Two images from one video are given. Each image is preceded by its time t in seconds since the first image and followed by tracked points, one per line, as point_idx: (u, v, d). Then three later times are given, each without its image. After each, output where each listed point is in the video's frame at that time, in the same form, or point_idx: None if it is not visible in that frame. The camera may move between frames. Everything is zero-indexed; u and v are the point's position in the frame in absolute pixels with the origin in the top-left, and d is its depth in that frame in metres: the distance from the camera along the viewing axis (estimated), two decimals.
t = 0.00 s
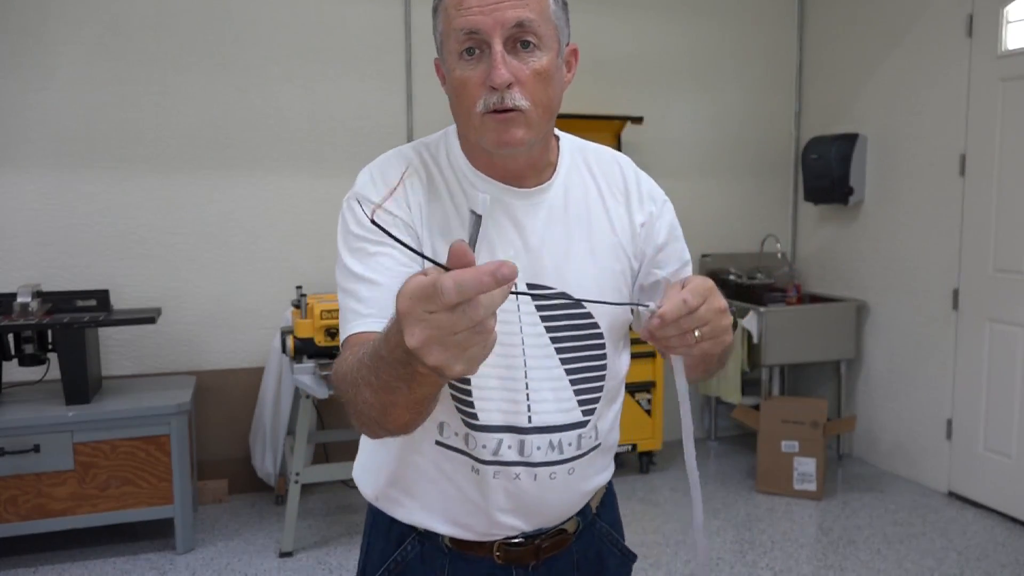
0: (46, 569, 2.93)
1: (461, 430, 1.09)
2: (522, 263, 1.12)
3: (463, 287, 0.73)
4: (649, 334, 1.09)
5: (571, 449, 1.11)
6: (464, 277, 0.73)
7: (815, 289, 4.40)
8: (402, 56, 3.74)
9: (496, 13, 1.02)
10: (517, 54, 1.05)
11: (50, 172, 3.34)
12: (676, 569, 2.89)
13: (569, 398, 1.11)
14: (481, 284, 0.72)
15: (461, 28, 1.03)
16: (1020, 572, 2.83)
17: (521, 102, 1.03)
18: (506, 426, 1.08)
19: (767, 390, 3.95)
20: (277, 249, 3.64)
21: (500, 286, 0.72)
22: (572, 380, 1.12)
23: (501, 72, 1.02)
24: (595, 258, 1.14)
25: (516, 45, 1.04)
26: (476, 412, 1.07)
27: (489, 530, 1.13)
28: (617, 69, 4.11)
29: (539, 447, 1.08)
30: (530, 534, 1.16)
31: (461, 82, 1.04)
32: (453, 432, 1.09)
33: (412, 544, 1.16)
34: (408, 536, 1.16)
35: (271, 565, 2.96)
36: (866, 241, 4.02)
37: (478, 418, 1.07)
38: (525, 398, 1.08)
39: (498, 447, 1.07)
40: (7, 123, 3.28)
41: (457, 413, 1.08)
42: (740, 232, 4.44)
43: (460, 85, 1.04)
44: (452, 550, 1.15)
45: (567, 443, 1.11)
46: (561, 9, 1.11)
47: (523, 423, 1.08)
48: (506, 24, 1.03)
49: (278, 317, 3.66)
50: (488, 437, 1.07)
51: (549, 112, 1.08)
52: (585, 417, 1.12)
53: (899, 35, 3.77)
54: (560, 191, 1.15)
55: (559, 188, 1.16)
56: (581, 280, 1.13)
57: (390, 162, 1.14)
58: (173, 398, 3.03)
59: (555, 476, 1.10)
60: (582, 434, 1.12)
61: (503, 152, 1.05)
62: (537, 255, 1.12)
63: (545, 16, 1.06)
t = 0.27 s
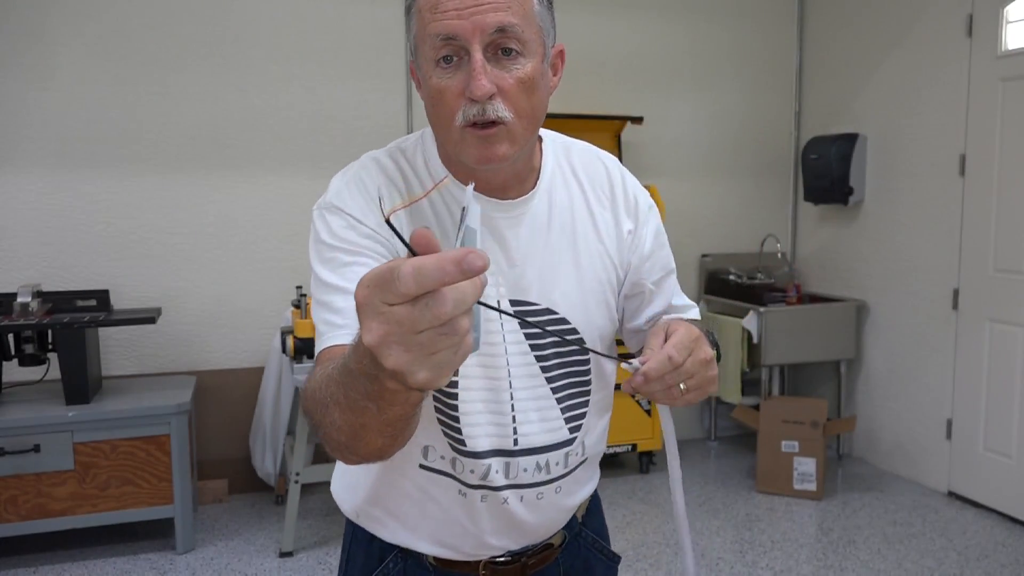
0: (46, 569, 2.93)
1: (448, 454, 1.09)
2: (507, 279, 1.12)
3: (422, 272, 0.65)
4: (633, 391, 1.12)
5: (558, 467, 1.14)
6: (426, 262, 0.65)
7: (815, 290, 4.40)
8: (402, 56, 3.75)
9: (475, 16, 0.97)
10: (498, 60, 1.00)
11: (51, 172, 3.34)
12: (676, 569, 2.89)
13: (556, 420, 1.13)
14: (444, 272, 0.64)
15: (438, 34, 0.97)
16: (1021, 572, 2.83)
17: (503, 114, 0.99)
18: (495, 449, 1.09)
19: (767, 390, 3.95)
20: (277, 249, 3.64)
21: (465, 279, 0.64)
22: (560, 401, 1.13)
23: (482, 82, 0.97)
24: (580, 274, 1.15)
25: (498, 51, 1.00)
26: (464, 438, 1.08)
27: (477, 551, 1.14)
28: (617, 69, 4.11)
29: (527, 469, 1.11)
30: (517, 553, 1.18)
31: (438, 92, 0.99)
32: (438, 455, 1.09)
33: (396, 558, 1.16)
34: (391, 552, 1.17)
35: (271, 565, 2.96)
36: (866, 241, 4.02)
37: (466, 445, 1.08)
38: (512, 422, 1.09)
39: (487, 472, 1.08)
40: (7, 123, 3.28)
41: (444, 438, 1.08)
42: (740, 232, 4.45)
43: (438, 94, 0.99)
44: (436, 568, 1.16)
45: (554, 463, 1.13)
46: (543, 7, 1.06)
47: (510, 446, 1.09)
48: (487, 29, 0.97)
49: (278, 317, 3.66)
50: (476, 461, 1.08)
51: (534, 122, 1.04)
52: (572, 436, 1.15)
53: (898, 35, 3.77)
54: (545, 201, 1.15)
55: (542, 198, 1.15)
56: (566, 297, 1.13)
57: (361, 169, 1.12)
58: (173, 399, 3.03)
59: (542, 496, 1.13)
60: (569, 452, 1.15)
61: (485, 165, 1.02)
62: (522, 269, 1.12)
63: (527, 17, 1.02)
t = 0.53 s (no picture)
0: (46, 569, 2.93)
1: (442, 478, 1.11)
2: (505, 299, 1.12)
3: (415, 270, 0.63)
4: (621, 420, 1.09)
5: (554, 490, 1.17)
6: (421, 262, 0.63)
7: (815, 290, 4.40)
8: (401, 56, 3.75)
9: (472, 23, 0.95)
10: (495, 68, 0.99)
11: (51, 172, 3.35)
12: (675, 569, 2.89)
13: (550, 445, 1.15)
14: (439, 275, 0.62)
15: (434, 41, 0.96)
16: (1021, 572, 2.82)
17: (501, 125, 0.99)
18: (489, 473, 1.12)
19: (767, 390, 3.95)
20: (276, 249, 3.64)
21: (459, 286, 0.62)
22: (556, 424, 1.16)
23: (478, 93, 0.96)
24: (579, 294, 1.16)
25: (496, 59, 0.99)
26: (459, 465, 1.10)
27: (470, 569, 1.18)
28: (616, 69, 4.11)
29: (521, 493, 1.14)
30: (510, 570, 1.21)
31: (434, 101, 0.98)
32: (432, 480, 1.11)
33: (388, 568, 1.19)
34: (383, 564, 1.19)
35: (271, 565, 2.96)
36: (866, 241, 4.03)
37: (461, 471, 1.10)
38: (507, 446, 1.12)
39: (481, 497, 1.11)
40: (7, 124, 3.29)
41: (439, 464, 1.10)
42: (740, 232, 4.45)
43: (433, 104, 0.98)
44: None
45: (549, 486, 1.16)
46: (545, 11, 1.04)
47: (504, 470, 1.12)
48: (484, 37, 0.96)
49: (278, 316, 3.67)
50: (470, 487, 1.11)
51: (533, 130, 1.04)
52: (568, 459, 1.18)
53: (899, 34, 3.77)
54: (545, 218, 1.15)
55: (543, 215, 1.15)
56: (565, 318, 1.14)
57: (353, 177, 1.12)
58: (174, 399, 3.03)
59: (536, 518, 1.16)
60: (565, 475, 1.18)
61: (481, 179, 1.01)
62: (519, 288, 1.12)
63: (527, 22, 1.00)
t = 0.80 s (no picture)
0: (46, 569, 2.93)
1: (445, 497, 1.12)
2: (509, 317, 1.13)
3: (402, 275, 0.62)
4: (585, 433, 1.02)
5: (558, 507, 1.18)
6: (408, 266, 0.62)
7: (815, 290, 4.40)
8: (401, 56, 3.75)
9: (478, 37, 0.94)
10: (500, 84, 0.98)
11: (51, 172, 3.34)
12: (675, 569, 2.89)
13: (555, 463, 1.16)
14: (430, 278, 0.62)
15: (438, 56, 0.95)
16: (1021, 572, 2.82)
17: (507, 143, 0.99)
18: (492, 491, 1.13)
19: (767, 391, 3.95)
20: (276, 248, 3.64)
21: (451, 288, 0.62)
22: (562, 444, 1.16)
23: (484, 111, 0.96)
24: (583, 313, 1.17)
25: (502, 74, 0.98)
26: (464, 484, 1.11)
27: None
28: (616, 68, 4.11)
29: (524, 511, 1.15)
30: None
31: (438, 117, 0.98)
32: (435, 498, 1.12)
33: None
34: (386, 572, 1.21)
35: (271, 565, 2.96)
36: (866, 242, 4.03)
37: (466, 490, 1.11)
38: (510, 464, 1.13)
39: (484, 515, 1.13)
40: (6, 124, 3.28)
41: (442, 483, 1.11)
42: (740, 233, 4.45)
43: (437, 121, 0.98)
44: None
45: (554, 504, 1.17)
46: (555, 23, 1.03)
47: (508, 488, 1.13)
48: (489, 52, 0.95)
49: (278, 316, 3.67)
50: (474, 506, 1.12)
51: (541, 147, 1.03)
52: (572, 476, 1.18)
53: (898, 35, 3.77)
54: (551, 234, 1.15)
55: (549, 232, 1.15)
56: (567, 337, 1.16)
57: (354, 189, 1.13)
58: (174, 399, 3.03)
59: (539, 534, 1.18)
60: (569, 492, 1.18)
61: (484, 198, 1.01)
62: (524, 306, 1.13)
63: (536, 36, 0.99)
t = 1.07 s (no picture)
0: (46, 569, 2.93)
1: (449, 506, 1.12)
2: (518, 323, 1.13)
3: (416, 295, 0.62)
4: (578, 445, 1.01)
5: (562, 513, 1.18)
6: (422, 286, 0.62)
7: (815, 290, 4.40)
8: (401, 56, 3.75)
9: (494, 48, 0.94)
10: (515, 95, 0.98)
11: (51, 172, 3.34)
12: (674, 569, 2.89)
13: (560, 471, 1.16)
14: (446, 298, 0.62)
15: (454, 66, 0.95)
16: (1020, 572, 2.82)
17: (522, 155, 0.99)
18: (497, 499, 1.13)
19: (767, 391, 3.95)
20: (276, 249, 3.64)
21: (465, 310, 0.62)
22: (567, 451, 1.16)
23: (499, 123, 0.96)
24: (593, 320, 1.17)
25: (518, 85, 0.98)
26: (469, 491, 1.11)
27: None
28: (616, 69, 4.11)
29: (529, 518, 1.15)
30: None
31: (451, 127, 0.98)
32: (439, 506, 1.13)
33: None
34: None
35: (271, 565, 2.96)
36: (866, 242, 4.03)
37: (471, 498, 1.11)
38: (516, 472, 1.13)
39: (488, 522, 1.13)
40: (6, 124, 3.28)
41: (447, 491, 1.11)
42: (740, 233, 4.45)
43: (451, 131, 0.98)
44: None
45: (558, 510, 1.17)
46: (572, 32, 1.03)
47: (513, 495, 1.13)
48: (505, 63, 0.95)
49: (277, 317, 3.67)
50: (478, 513, 1.12)
51: (555, 158, 1.03)
52: (577, 482, 1.19)
53: (898, 35, 3.77)
54: (562, 242, 1.15)
55: (560, 238, 1.15)
56: (576, 344, 1.16)
57: (363, 191, 1.13)
58: (174, 399, 3.03)
59: (543, 540, 1.18)
60: (573, 498, 1.19)
61: (497, 209, 1.01)
62: (534, 313, 1.13)
63: (552, 47, 0.99)
